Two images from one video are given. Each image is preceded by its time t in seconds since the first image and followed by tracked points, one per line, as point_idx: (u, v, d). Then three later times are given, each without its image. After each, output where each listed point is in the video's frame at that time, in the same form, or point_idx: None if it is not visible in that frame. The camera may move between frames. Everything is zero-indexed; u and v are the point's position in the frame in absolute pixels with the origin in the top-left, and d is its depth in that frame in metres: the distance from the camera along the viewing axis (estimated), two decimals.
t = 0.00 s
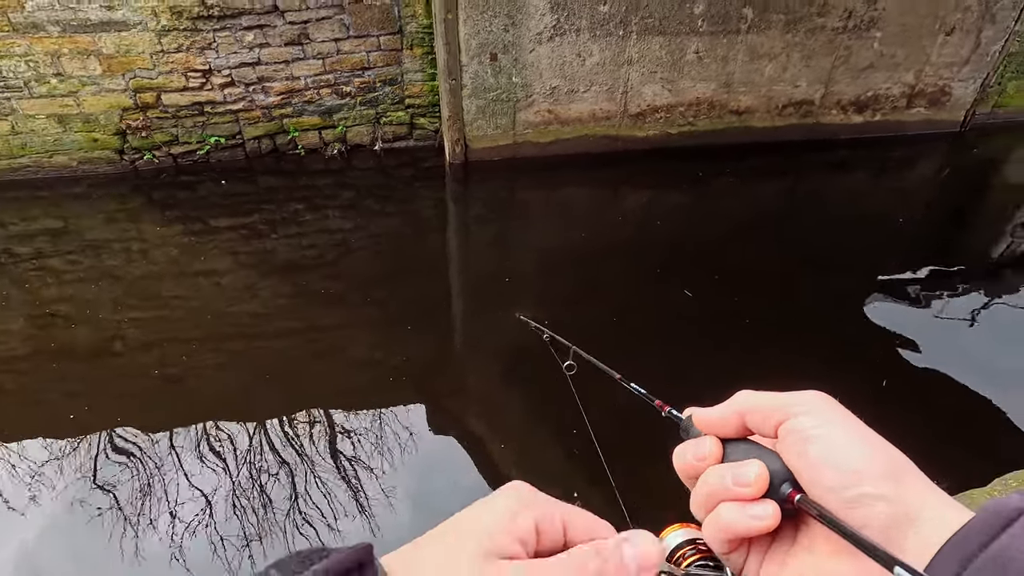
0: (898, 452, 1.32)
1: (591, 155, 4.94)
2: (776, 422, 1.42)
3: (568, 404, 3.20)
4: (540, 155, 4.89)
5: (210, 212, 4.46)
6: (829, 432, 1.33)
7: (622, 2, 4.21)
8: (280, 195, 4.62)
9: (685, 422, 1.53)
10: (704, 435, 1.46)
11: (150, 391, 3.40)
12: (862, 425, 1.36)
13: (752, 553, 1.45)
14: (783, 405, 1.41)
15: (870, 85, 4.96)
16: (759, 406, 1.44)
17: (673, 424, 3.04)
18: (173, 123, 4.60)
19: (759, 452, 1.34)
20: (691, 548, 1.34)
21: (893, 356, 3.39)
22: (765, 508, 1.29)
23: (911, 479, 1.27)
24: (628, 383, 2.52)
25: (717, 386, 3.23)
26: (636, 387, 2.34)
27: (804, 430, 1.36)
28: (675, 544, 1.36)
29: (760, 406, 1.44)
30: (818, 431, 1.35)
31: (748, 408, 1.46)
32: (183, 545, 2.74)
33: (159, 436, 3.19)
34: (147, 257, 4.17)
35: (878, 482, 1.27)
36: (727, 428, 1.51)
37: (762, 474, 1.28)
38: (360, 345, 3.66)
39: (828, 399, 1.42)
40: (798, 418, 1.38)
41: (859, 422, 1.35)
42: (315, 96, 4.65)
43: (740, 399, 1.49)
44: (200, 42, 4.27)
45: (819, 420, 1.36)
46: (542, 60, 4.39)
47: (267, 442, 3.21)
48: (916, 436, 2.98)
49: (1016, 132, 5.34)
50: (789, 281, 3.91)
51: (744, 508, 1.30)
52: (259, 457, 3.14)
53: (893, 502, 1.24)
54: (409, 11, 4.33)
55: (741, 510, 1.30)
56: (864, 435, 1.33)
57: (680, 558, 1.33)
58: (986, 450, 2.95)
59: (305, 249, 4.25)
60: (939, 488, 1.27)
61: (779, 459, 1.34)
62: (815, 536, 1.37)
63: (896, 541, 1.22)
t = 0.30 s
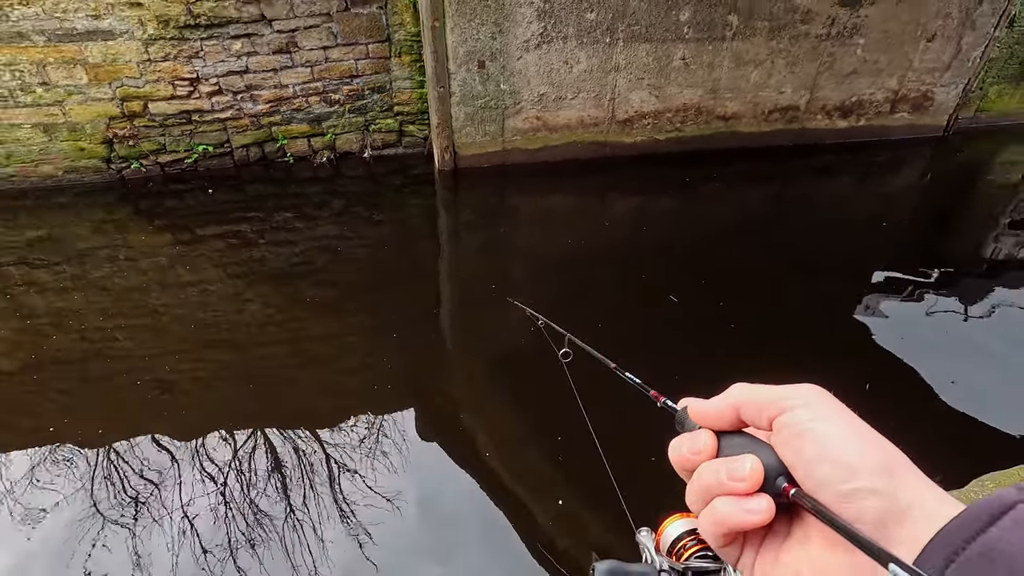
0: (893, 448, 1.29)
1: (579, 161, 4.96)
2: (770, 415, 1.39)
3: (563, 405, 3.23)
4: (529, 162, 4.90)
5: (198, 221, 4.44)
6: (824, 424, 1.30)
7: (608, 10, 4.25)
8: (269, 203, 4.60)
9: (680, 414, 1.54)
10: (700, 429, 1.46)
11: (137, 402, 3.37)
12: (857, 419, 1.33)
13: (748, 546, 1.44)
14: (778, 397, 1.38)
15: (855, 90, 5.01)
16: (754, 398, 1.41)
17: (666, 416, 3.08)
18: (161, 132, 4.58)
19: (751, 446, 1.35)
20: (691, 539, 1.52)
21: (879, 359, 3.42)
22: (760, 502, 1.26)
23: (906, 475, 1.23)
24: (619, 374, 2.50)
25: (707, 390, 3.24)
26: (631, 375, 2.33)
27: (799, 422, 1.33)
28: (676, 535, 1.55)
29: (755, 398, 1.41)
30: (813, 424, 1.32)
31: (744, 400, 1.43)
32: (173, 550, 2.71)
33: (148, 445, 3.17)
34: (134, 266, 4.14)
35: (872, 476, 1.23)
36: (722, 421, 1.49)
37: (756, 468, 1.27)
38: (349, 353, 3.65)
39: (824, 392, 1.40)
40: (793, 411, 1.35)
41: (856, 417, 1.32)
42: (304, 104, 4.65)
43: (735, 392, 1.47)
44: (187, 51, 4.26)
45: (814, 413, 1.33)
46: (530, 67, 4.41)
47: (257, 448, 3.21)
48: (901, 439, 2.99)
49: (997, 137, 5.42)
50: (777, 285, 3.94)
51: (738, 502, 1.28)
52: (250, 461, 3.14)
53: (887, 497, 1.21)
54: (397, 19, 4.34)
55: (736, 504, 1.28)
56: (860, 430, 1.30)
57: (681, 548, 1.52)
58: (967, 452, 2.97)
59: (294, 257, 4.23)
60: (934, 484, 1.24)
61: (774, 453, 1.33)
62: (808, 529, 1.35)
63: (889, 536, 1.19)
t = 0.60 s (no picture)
0: (877, 434, 1.26)
1: (570, 166, 4.98)
2: (752, 400, 1.40)
3: (555, 410, 3.22)
4: (519, 167, 4.92)
5: (187, 228, 4.42)
6: (804, 409, 1.30)
7: (596, 16, 4.28)
8: (259, 209, 4.59)
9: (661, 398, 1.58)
10: (681, 414, 1.48)
11: (125, 411, 3.34)
12: (843, 406, 1.31)
13: (728, 529, 1.43)
14: (759, 381, 1.39)
15: (841, 95, 5.07)
16: (735, 382, 1.43)
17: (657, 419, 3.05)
18: (149, 139, 4.56)
19: (730, 429, 1.36)
20: (669, 523, 1.59)
21: (864, 360, 3.44)
22: (738, 487, 1.28)
23: (887, 460, 1.20)
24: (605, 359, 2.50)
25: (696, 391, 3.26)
26: (614, 359, 2.36)
27: (779, 407, 1.33)
28: (655, 519, 1.61)
29: (736, 382, 1.43)
30: (793, 409, 1.32)
31: (724, 384, 1.46)
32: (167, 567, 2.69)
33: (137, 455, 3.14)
34: (123, 274, 4.12)
35: (850, 460, 1.21)
36: (704, 405, 1.52)
37: (736, 452, 1.28)
38: (340, 359, 3.64)
39: (809, 379, 1.39)
40: (773, 395, 1.36)
41: (839, 403, 1.31)
42: (293, 110, 4.64)
43: (717, 375, 1.49)
44: (175, 58, 4.25)
45: (795, 398, 1.33)
46: (519, 73, 4.43)
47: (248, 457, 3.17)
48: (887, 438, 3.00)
49: (981, 140, 5.49)
50: (765, 287, 3.96)
51: (718, 486, 1.29)
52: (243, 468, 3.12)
53: (864, 481, 1.17)
54: (386, 26, 4.35)
55: (715, 488, 1.29)
56: (842, 415, 1.28)
57: (660, 531, 1.58)
58: (951, 450, 2.98)
59: (284, 263, 4.22)
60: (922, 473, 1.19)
61: (754, 437, 1.34)
62: (786, 512, 1.34)
63: (865, 519, 1.15)
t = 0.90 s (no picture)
0: (873, 439, 1.29)
1: (562, 170, 5.01)
2: (752, 406, 1.40)
3: (550, 414, 3.22)
4: (512, 172, 4.93)
5: (179, 234, 4.41)
6: (805, 414, 1.31)
7: (587, 21, 4.30)
8: (252, 214, 4.58)
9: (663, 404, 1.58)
10: (683, 419, 1.48)
11: (118, 418, 3.32)
12: (840, 411, 1.33)
13: (730, 532, 1.43)
14: (760, 387, 1.39)
15: (830, 98, 5.12)
16: (735, 388, 1.43)
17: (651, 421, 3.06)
18: (141, 145, 4.54)
19: (731, 434, 1.37)
20: (670, 526, 1.61)
21: (856, 360, 3.46)
22: (739, 491, 1.28)
23: (884, 465, 1.23)
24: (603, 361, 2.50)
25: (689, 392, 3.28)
26: (613, 366, 2.34)
27: (780, 413, 1.34)
28: (656, 523, 1.63)
29: (738, 387, 1.43)
30: (793, 414, 1.32)
31: (727, 389, 1.45)
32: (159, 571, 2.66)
33: (129, 463, 3.12)
34: (115, 281, 4.10)
35: (851, 466, 1.23)
36: (705, 409, 1.51)
37: (737, 457, 1.29)
38: (334, 364, 3.63)
39: (806, 383, 1.40)
40: (773, 401, 1.36)
41: (837, 408, 1.33)
42: (286, 116, 4.64)
43: (718, 380, 1.48)
44: (166, 64, 4.24)
45: (796, 404, 1.33)
46: (511, 78, 4.45)
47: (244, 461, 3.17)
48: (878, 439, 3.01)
49: (968, 142, 5.56)
50: (757, 289, 3.99)
51: (719, 490, 1.29)
52: (238, 474, 3.10)
53: (864, 486, 1.20)
54: (378, 31, 4.36)
55: (716, 492, 1.29)
56: (841, 421, 1.30)
57: (660, 534, 1.60)
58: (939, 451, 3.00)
59: (278, 269, 4.21)
60: (915, 478, 1.23)
61: (756, 442, 1.34)
62: (786, 516, 1.35)
63: (865, 523, 1.18)
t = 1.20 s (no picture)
0: (858, 451, 1.29)
1: (557, 172, 5.02)
2: (737, 417, 1.40)
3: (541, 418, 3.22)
4: (505, 174, 4.94)
5: (172, 238, 4.38)
6: (789, 427, 1.32)
7: (581, 24, 4.32)
8: (245, 218, 4.57)
9: (648, 414, 1.55)
10: (668, 429, 1.47)
11: (109, 422, 3.29)
12: (823, 423, 1.34)
13: (716, 546, 1.44)
14: (745, 398, 1.39)
15: (822, 99, 5.16)
16: (720, 399, 1.43)
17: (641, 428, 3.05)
18: (133, 149, 4.53)
19: (717, 446, 1.36)
20: (658, 539, 1.45)
21: (847, 360, 3.48)
22: (726, 503, 1.29)
23: (868, 476, 1.24)
24: (591, 374, 2.50)
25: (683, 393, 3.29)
26: (599, 373, 2.34)
27: (764, 426, 1.34)
28: (644, 536, 1.47)
29: (723, 398, 1.43)
30: (778, 426, 1.33)
31: (712, 400, 1.45)
32: None
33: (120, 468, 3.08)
34: (107, 285, 4.07)
35: (834, 478, 1.24)
36: (690, 421, 1.50)
37: (723, 469, 1.29)
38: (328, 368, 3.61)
39: (790, 395, 1.41)
40: (758, 413, 1.36)
41: (821, 420, 1.34)
42: (279, 119, 4.63)
43: (704, 391, 1.48)
44: (159, 67, 4.23)
45: (779, 416, 1.34)
46: (505, 80, 4.46)
47: (236, 467, 3.13)
48: (870, 437, 3.02)
49: (958, 143, 5.62)
50: (752, 290, 4.00)
51: (705, 503, 1.30)
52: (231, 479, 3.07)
53: (848, 498, 1.21)
54: (372, 34, 4.36)
55: (702, 505, 1.30)
56: (825, 432, 1.31)
57: (648, 548, 1.44)
58: (932, 447, 3.01)
59: (271, 272, 4.19)
60: (898, 488, 1.24)
61: (741, 454, 1.34)
62: (772, 529, 1.36)
63: (850, 535, 1.18)
